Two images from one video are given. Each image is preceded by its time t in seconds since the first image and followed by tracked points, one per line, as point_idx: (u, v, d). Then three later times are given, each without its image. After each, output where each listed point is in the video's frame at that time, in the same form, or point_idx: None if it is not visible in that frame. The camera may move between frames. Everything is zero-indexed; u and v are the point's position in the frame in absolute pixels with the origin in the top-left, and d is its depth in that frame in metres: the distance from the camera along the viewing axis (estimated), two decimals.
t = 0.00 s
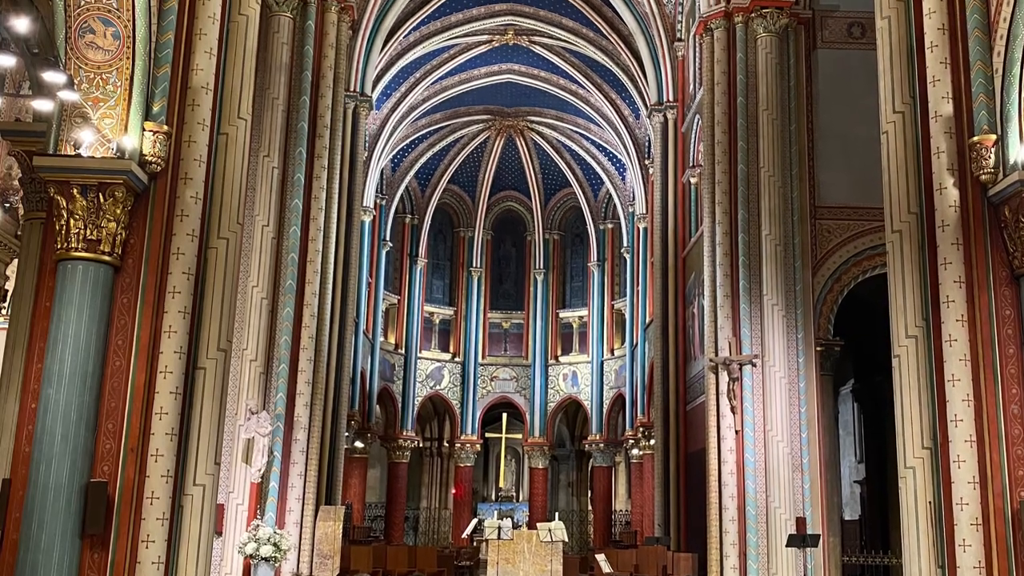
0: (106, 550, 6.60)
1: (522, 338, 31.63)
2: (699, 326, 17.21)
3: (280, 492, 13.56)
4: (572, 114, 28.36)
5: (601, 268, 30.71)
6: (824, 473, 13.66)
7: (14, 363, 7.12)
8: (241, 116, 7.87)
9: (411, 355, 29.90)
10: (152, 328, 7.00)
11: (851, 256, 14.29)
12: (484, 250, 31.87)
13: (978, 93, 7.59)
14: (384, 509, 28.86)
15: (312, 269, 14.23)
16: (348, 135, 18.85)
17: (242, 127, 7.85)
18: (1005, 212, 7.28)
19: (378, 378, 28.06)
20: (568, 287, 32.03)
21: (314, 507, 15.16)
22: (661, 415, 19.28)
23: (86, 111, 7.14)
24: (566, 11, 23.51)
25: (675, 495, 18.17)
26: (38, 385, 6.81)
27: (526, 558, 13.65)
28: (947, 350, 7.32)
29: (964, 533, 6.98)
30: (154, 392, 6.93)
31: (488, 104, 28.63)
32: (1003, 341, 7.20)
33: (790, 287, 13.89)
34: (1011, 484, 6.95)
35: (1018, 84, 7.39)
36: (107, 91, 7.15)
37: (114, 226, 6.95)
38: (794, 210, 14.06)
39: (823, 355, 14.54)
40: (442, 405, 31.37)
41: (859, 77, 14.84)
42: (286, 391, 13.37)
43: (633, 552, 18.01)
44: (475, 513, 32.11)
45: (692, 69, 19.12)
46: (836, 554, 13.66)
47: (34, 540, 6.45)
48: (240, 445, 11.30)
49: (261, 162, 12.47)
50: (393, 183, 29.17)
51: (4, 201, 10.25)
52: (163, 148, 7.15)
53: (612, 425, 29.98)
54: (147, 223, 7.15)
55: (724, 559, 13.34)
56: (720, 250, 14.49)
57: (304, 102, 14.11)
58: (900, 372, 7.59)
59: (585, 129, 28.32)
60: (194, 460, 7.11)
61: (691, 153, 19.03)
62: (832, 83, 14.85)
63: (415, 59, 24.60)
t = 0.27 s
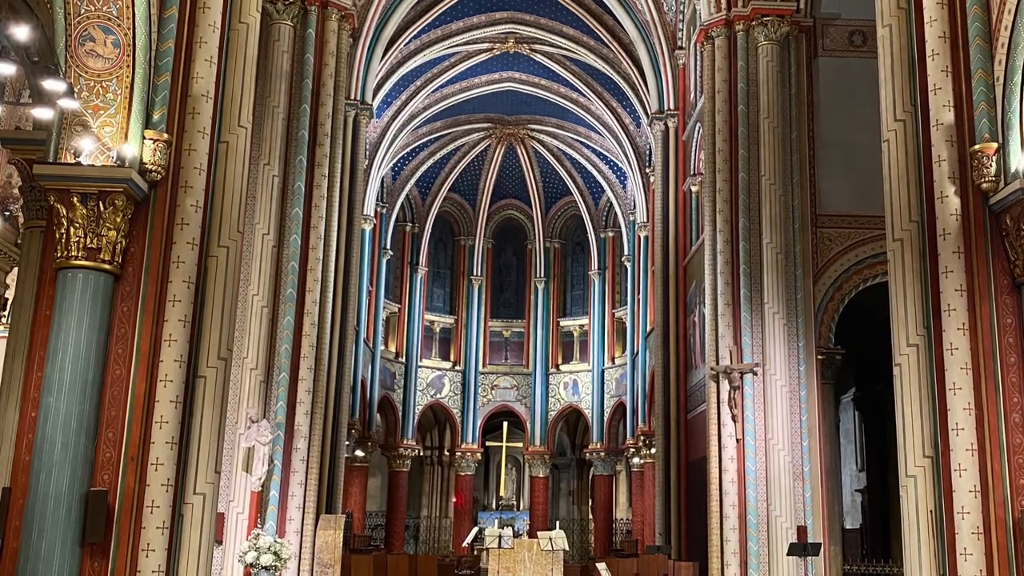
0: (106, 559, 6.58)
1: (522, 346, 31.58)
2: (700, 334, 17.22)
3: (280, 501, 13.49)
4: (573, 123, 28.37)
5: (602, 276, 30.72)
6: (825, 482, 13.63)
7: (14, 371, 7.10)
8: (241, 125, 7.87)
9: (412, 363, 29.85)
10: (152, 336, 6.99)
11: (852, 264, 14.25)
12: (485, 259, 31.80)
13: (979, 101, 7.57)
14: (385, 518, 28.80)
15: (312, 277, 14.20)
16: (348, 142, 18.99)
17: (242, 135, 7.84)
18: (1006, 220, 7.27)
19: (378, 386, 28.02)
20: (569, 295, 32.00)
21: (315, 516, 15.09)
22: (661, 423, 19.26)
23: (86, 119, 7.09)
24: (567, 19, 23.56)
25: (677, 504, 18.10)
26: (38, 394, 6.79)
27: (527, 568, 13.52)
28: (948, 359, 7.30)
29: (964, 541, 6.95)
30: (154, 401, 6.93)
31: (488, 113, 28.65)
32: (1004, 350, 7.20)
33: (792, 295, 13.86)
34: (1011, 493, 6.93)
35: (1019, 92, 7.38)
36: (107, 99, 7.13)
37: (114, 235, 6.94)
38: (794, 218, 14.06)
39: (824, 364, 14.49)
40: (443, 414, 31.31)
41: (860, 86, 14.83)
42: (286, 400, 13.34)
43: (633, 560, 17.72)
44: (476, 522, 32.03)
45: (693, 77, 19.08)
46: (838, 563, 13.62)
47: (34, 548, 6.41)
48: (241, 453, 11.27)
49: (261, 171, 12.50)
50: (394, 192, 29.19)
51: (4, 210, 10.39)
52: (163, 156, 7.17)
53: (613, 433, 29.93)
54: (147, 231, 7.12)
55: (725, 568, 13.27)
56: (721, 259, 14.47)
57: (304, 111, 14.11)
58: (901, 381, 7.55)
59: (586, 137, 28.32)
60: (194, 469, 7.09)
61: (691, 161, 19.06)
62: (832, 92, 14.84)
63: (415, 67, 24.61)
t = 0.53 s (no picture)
0: (106, 568, 6.56)
1: (522, 355, 31.56)
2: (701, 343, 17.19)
3: (281, 509, 13.44)
4: (573, 131, 28.36)
5: (603, 285, 30.72)
6: (826, 491, 13.59)
7: (14, 379, 7.11)
8: (242, 133, 7.86)
9: (412, 372, 29.82)
10: (152, 345, 6.97)
11: (853, 272, 14.22)
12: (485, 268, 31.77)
13: (980, 109, 7.56)
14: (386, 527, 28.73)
15: (313, 285, 14.17)
16: (349, 149, 19.09)
17: (242, 144, 7.83)
18: (1008, 228, 7.26)
19: (379, 394, 27.99)
20: (570, 304, 31.95)
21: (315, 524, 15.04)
22: (662, 432, 19.25)
23: (86, 127, 7.08)
24: (568, 27, 23.59)
25: (677, 514, 18.05)
26: (38, 403, 6.76)
27: None
28: (949, 367, 7.28)
29: (965, 550, 6.93)
30: (155, 409, 6.91)
31: (489, 121, 28.67)
32: (1005, 358, 7.19)
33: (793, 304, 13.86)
34: (1012, 501, 6.91)
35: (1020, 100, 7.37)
36: (107, 108, 7.13)
37: (115, 243, 6.92)
38: (795, 227, 14.04)
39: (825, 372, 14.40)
40: (443, 423, 31.26)
41: (861, 95, 14.82)
42: (286, 409, 13.31)
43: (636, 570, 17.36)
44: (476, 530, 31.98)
45: (694, 84, 19.06)
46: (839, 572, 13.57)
47: (34, 557, 6.38)
48: (241, 462, 11.25)
49: (261, 179, 12.51)
50: (394, 200, 29.23)
51: (4, 218, 10.41)
52: (164, 164, 7.13)
53: (614, 442, 29.89)
54: (148, 239, 7.11)
55: None
56: (722, 267, 14.44)
57: (304, 119, 14.11)
58: (903, 390, 7.53)
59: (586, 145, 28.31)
60: (194, 477, 7.07)
61: (692, 170, 19.08)
62: (833, 101, 14.83)
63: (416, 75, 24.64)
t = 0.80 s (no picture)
0: None
1: (523, 363, 31.54)
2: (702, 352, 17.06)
3: (281, 518, 13.41)
4: (574, 140, 28.36)
5: (604, 293, 30.72)
6: (827, 499, 13.55)
7: (14, 388, 7.09)
8: (242, 142, 7.84)
9: (413, 381, 29.83)
10: (152, 353, 6.96)
11: (854, 281, 14.18)
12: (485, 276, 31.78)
13: (981, 118, 7.55)
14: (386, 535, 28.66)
15: (313, 294, 14.16)
16: (349, 156, 19.08)
17: (242, 152, 7.81)
18: (1009, 237, 7.23)
19: (379, 403, 27.96)
20: (571, 312, 31.93)
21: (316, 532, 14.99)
22: (663, 440, 19.22)
23: (87, 136, 7.11)
24: (570, 36, 23.61)
25: (678, 522, 17.97)
26: (38, 411, 6.73)
27: None
28: (950, 376, 7.26)
29: (967, 559, 6.91)
30: (155, 418, 6.88)
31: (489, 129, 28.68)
32: (1007, 367, 7.17)
33: (793, 312, 13.85)
34: (1013, 511, 6.90)
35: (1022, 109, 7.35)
36: (107, 115, 7.14)
37: (115, 251, 6.90)
38: (796, 235, 14.04)
39: (825, 381, 14.18)
40: (444, 431, 31.22)
41: (862, 103, 14.80)
42: (287, 417, 13.29)
43: None
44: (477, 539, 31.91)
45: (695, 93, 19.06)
46: None
47: (34, 566, 6.36)
48: (241, 471, 11.23)
49: (262, 188, 12.51)
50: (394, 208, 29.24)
51: (4, 226, 10.45)
52: (164, 173, 7.11)
53: (614, 450, 29.84)
54: (148, 248, 7.10)
55: None
56: (722, 276, 14.41)
57: (305, 127, 14.12)
58: (904, 399, 7.50)
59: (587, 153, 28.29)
60: (195, 485, 7.04)
61: (693, 178, 19.08)
62: (834, 109, 14.81)
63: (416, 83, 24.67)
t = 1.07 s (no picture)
0: None
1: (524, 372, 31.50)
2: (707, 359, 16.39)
3: (282, 527, 13.33)
4: (575, 148, 28.37)
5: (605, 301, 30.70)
6: (828, 507, 13.53)
7: (14, 397, 7.08)
8: (242, 151, 7.84)
9: (413, 390, 29.78)
10: (153, 362, 6.94)
11: (855, 289, 14.14)
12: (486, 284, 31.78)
13: (982, 126, 7.52)
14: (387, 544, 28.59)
15: (313, 303, 14.13)
16: (350, 164, 19.06)
17: (242, 160, 7.81)
18: (1010, 245, 7.20)
19: (380, 412, 27.90)
20: (571, 321, 31.92)
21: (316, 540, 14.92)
22: (664, 449, 19.17)
23: (87, 143, 7.07)
24: (571, 44, 23.63)
25: (680, 531, 17.92)
26: (38, 420, 6.70)
27: None
28: (951, 385, 7.23)
29: (968, 567, 6.89)
30: (155, 426, 6.87)
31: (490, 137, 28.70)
32: (1008, 375, 7.14)
33: (794, 321, 13.84)
34: (1015, 520, 6.88)
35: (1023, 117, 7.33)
36: (107, 124, 7.12)
37: (116, 259, 6.89)
38: (797, 244, 14.03)
39: (826, 390, 14.14)
40: (445, 440, 31.16)
41: (863, 111, 14.78)
42: (287, 426, 13.26)
43: None
44: (478, 548, 31.83)
45: (696, 101, 19.06)
46: None
47: None
48: (241, 480, 11.19)
49: (262, 197, 12.50)
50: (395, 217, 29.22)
51: (4, 234, 10.45)
52: (164, 181, 7.13)
53: (615, 459, 29.80)
54: (148, 256, 7.08)
55: None
56: (723, 285, 14.38)
57: (305, 135, 14.12)
58: (906, 407, 7.49)
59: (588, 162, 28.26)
60: (194, 494, 7.02)
61: (694, 187, 19.08)
62: (835, 117, 14.78)
63: (417, 92, 24.68)
